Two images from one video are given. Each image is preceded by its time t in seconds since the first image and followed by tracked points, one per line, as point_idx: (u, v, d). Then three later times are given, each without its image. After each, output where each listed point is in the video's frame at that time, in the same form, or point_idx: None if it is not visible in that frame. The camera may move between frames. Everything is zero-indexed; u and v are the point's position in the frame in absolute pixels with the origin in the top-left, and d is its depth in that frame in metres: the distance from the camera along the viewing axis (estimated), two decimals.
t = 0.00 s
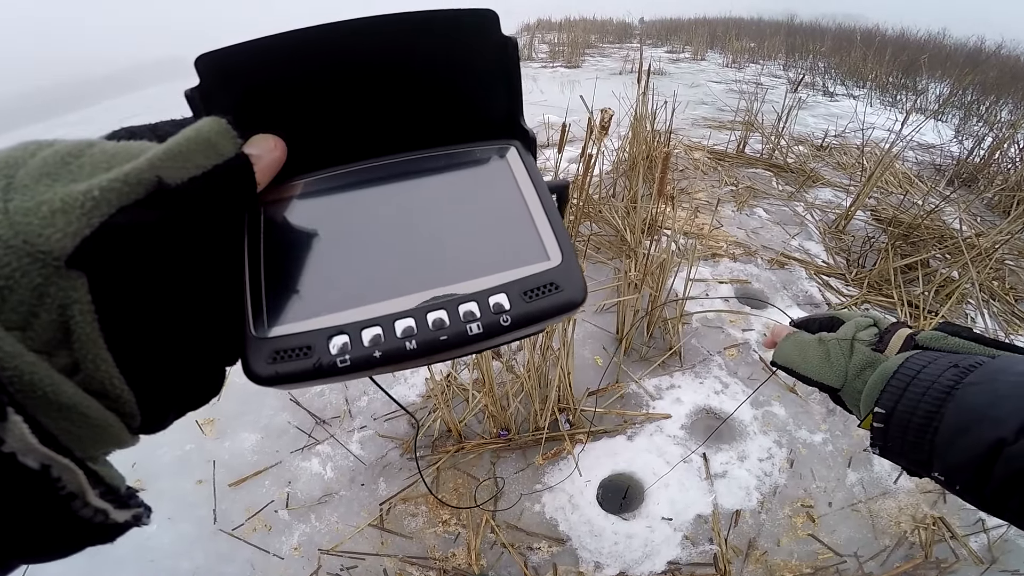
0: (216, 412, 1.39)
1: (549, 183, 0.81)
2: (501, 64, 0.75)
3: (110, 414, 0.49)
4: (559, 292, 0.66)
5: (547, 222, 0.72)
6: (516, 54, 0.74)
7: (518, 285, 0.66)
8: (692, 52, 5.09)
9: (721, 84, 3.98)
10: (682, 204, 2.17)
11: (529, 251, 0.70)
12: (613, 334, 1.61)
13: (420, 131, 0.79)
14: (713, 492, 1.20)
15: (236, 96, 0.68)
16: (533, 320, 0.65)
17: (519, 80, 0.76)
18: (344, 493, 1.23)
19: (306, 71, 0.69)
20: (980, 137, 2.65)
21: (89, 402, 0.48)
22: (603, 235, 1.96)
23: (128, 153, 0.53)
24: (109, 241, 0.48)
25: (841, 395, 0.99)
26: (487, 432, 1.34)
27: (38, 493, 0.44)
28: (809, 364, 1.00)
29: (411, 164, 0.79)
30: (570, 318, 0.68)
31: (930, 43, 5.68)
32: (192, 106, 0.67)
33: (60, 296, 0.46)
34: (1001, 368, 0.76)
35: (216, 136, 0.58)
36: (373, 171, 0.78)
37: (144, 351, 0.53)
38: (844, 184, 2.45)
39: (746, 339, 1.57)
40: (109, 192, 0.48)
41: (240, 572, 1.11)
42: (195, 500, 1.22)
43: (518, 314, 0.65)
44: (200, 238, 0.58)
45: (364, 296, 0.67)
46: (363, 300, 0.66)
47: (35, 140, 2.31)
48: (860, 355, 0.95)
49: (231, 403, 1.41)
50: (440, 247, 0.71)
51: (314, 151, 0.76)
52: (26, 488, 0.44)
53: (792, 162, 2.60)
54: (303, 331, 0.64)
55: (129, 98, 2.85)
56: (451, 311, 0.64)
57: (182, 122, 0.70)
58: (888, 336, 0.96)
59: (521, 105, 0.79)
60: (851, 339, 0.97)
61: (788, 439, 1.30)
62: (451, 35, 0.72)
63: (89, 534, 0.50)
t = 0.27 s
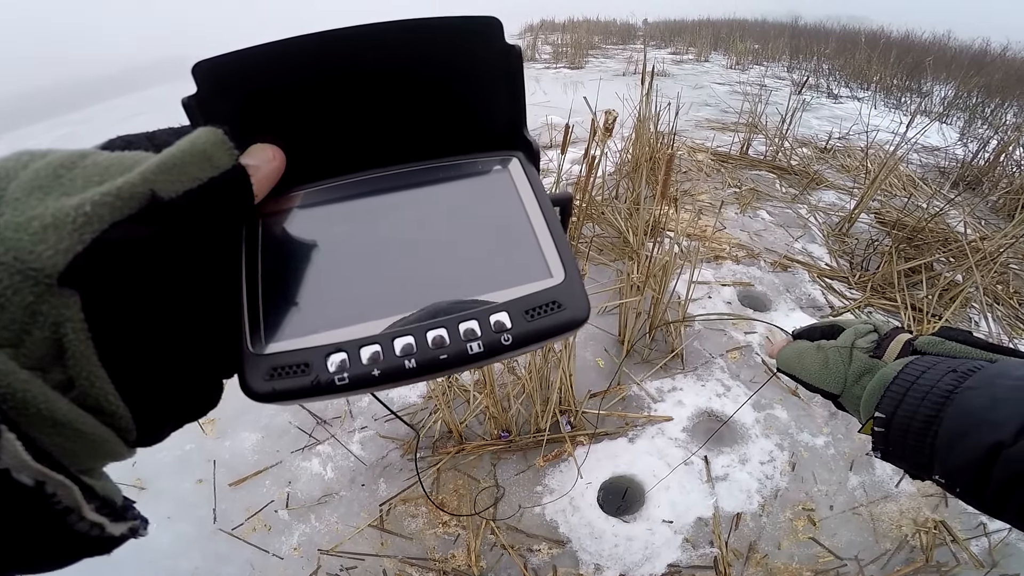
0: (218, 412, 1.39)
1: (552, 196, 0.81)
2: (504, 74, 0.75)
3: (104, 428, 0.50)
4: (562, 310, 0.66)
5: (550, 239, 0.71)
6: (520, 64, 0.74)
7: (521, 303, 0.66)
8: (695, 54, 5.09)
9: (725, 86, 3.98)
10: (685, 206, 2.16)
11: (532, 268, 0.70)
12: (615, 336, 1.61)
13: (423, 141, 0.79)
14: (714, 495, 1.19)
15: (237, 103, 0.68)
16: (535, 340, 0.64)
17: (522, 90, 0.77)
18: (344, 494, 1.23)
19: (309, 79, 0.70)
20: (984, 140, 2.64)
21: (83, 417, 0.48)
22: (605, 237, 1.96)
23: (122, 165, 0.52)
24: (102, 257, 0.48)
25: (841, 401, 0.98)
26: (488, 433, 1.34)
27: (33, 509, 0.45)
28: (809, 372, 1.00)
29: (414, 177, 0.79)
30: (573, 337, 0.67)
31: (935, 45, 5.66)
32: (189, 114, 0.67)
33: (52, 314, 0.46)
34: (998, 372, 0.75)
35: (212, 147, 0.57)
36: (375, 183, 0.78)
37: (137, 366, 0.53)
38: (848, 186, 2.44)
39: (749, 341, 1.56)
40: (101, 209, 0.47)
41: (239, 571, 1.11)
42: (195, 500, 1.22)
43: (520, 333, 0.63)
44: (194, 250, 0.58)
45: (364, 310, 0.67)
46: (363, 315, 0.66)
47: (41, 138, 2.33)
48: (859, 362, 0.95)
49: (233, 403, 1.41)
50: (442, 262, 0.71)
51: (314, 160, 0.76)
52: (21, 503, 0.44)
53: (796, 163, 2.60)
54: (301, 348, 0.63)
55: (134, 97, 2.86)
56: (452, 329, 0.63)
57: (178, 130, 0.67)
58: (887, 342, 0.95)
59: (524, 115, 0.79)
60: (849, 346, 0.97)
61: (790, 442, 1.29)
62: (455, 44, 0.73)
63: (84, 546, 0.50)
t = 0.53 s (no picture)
0: (221, 408, 1.40)
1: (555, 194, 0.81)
2: (506, 69, 0.75)
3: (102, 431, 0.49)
4: (566, 310, 0.65)
5: (554, 238, 0.71)
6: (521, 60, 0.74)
7: (524, 304, 0.65)
8: (699, 48, 5.06)
9: (728, 80, 3.95)
10: (688, 201, 2.15)
11: (536, 267, 0.70)
12: (618, 331, 1.60)
13: (424, 139, 0.79)
14: (717, 491, 1.19)
15: (235, 101, 0.68)
16: (539, 340, 0.64)
17: (524, 87, 0.76)
18: (347, 489, 1.23)
19: (308, 76, 0.69)
20: (990, 135, 2.62)
21: (81, 421, 0.48)
22: (608, 232, 1.95)
23: (116, 165, 0.52)
24: (95, 258, 0.48)
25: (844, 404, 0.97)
26: (490, 429, 1.34)
27: (31, 514, 0.44)
28: (812, 376, 0.99)
29: (416, 176, 0.79)
30: (577, 336, 0.67)
31: (940, 40, 5.62)
32: (186, 113, 0.67)
33: (45, 317, 0.45)
34: (997, 376, 0.75)
35: (207, 147, 0.57)
36: (377, 182, 0.78)
37: (134, 368, 0.53)
38: (852, 182, 2.43)
39: (753, 337, 1.55)
40: (96, 209, 0.47)
41: (243, 567, 1.11)
42: (200, 495, 1.23)
43: (523, 334, 0.63)
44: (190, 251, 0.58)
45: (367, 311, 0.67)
46: (365, 316, 0.66)
47: (44, 135, 2.33)
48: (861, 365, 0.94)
49: (236, 399, 1.41)
50: (445, 261, 0.71)
51: (316, 157, 0.76)
52: (18, 510, 0.44)
53: (800, 158, 2.58)
54: (301, 350, 0.63)
55: (136, 93, 2.86)
56: (454, 330, 0.63)
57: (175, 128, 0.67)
58: (889, 346, 0.94)
59: (526, 111, 0.79)
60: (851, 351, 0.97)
61: (793, 438, 1.29)
62: (456, 40, 0.72)
63: (85, 550, 0.50)
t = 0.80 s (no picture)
0: (223, 404, 1.40)
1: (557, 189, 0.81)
2: (506, 65, 0.75)
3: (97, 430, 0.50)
4: (568, 307, 0.65)
5: (555, 234, 0.71)
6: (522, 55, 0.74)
7: (526, 301, 0.65)
8: (701, 45, 5.03)
9: (730, 77, 3.93)
10: (690, 198, 2.15)
11: (537, 264, 0.70)
12: (620, 328, 1.60)
13: (425, 134, 0.79)
14: (718, 488, 1.19)
15: (234, 97, 0.68)
16: (540, 337, 0.64)
17: (525, 82, 0.76)
18: (349, 486, 1.24)
19: (307, 72, 0.69)
20: (993, 133, 2.61)
21: (77, 421, 0.48)
22: (609, 229, 1.95)
23: (112, 161, 0.52)
24: (90, 256, 0.48)
25: (844, 406, 0.97)
26: (492, 426, 1.34)
27: (28, 514, 0.45)
28: (812, 377, 0.99)
29: (417, 171, 0.79)
30: (579, 333, 0.67)
31: (943, 37, 5.58)
32: (183, 110, 0.66)
33: (40, 316, 0.45)
34: (995, 377, 0.75)
35: (205, 143, 0.57)
36: (377, 177, 0.78)
37: (132, 365, 0.53)
38: (855, 179, 2.42)
39: (754, 333, 1.55)
40: (89, 207, 0.48)
41: (245, 563, 1.12)
42: (202, 492, 1.23)
43: (525, 331, 0.63)
44: (188, 248, 0.58)
45: (367, 308, 0.67)
46: (365, 313, 0.66)
47: (44, 133, 2.33)
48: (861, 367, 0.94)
49: (238, 396, 1.42)
50: (445, 257, 0.71)
51: (315, 153, 0.76)
52: (14, 511, 0.44)
53: (802, 155, 2.57)
54: (301, 348, 0.63)
55: (137, 90, 2.85)
56: (455, 327, 0.63)
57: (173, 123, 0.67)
58: (888, 348, 0.95)
59: (527, 106, 0.78)
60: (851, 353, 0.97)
61: (794, 435, 1.29)
62: (456, 34, 0.72)
63: (81, 550, 0.50)
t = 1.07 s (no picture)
0: (222, 405, 1.40)
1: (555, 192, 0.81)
2: (505, 67, 0.74)
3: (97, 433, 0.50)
4: (567, 310, 0.65)
5: (554, 238, 0.71)
6: (521, 57, 0.73)
7: (525, 304, 0.65)
8: (699, 45, 5.04)
9: (728, 77, 3.94)
10: (689, 198, 2.15)
11: (536, 267, 0.70)
12: (619, 328, 1.60)
13: (424, 137, 0.79)
14: (718, 488, 1.19)
15: (232, 100, 0.68)
16: (539, 340, 0.64)
17: (524, 84, 0.76)
18: (348, 487, 1.23)
19: (305, 74, 0.69)
20: (991, 133, 2.61)
21: (75, 425, 0.48)
22: (608, 229, 1.95)
23: (109, 166, 0.52)
24: (88, 261, 0.48)
25: (843, 404, 0.98)
26: (491, 426, 1.34)
27: (29, 519, 0.44)
28: (813, 375, 1.00)
29: (415, 174, 0.78)
30: (578, 336, 0.67)
31: (940, 37, 5.60)
32: (180, 112, 0.66)
33: (38, 320, 0.45)
34: (995, 377, 0.74)
35: (202, 146, 0.57)
36: (376, 180, 0.78)
37: (133, 371, 0.53)
38: (853, 178, 2.42)
39: (753, 333, 1.55)
40: (89, 211, 0.48)
41: (245, 565, 1.12)
42: (201, 493, 1.23)
43: (524, 334, 0.63)
44: (188, 252, 0.58)
45: (365, 312, 0.66)
46: (364, 316, 0.66)
47: (42, 134, 2.32)
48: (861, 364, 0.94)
49: (236, 397, 1.41)
50: (444, 260, 0.71)
51: (314, 156, 0.76)
52: (15, 515, 0.43)
53: (800, 155, 2.57)
54: (300, 352, 0.63)
55: (135, 91, 2.85)
56: (454, 331, 0.63)
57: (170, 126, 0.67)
58: (889, 345, 0.94)
59: (526, 108, 0.78)
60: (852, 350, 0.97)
61: (794, 435, 1.29)
62: (454, 36, 0.71)
63: (82, 554, 0.50)
